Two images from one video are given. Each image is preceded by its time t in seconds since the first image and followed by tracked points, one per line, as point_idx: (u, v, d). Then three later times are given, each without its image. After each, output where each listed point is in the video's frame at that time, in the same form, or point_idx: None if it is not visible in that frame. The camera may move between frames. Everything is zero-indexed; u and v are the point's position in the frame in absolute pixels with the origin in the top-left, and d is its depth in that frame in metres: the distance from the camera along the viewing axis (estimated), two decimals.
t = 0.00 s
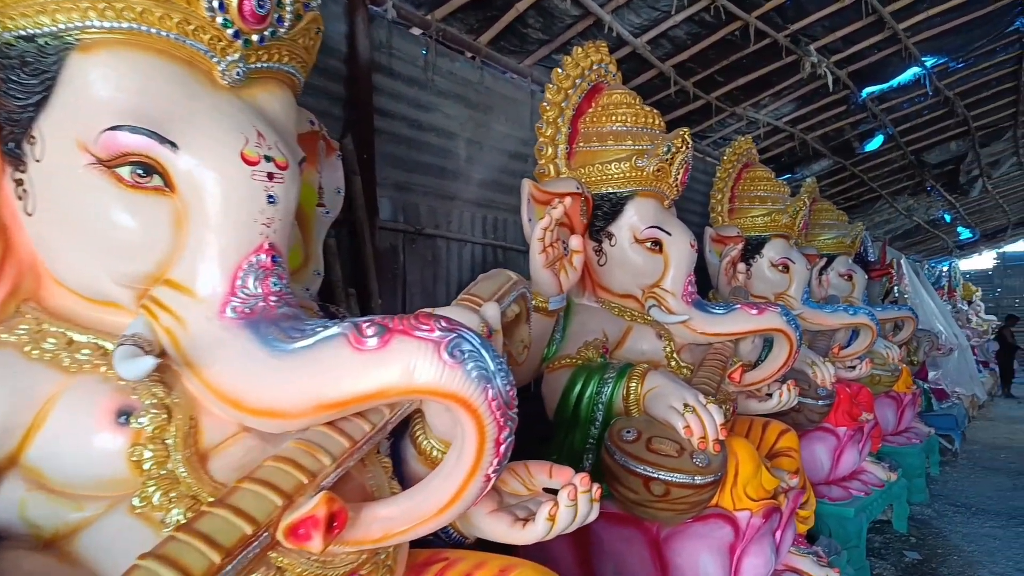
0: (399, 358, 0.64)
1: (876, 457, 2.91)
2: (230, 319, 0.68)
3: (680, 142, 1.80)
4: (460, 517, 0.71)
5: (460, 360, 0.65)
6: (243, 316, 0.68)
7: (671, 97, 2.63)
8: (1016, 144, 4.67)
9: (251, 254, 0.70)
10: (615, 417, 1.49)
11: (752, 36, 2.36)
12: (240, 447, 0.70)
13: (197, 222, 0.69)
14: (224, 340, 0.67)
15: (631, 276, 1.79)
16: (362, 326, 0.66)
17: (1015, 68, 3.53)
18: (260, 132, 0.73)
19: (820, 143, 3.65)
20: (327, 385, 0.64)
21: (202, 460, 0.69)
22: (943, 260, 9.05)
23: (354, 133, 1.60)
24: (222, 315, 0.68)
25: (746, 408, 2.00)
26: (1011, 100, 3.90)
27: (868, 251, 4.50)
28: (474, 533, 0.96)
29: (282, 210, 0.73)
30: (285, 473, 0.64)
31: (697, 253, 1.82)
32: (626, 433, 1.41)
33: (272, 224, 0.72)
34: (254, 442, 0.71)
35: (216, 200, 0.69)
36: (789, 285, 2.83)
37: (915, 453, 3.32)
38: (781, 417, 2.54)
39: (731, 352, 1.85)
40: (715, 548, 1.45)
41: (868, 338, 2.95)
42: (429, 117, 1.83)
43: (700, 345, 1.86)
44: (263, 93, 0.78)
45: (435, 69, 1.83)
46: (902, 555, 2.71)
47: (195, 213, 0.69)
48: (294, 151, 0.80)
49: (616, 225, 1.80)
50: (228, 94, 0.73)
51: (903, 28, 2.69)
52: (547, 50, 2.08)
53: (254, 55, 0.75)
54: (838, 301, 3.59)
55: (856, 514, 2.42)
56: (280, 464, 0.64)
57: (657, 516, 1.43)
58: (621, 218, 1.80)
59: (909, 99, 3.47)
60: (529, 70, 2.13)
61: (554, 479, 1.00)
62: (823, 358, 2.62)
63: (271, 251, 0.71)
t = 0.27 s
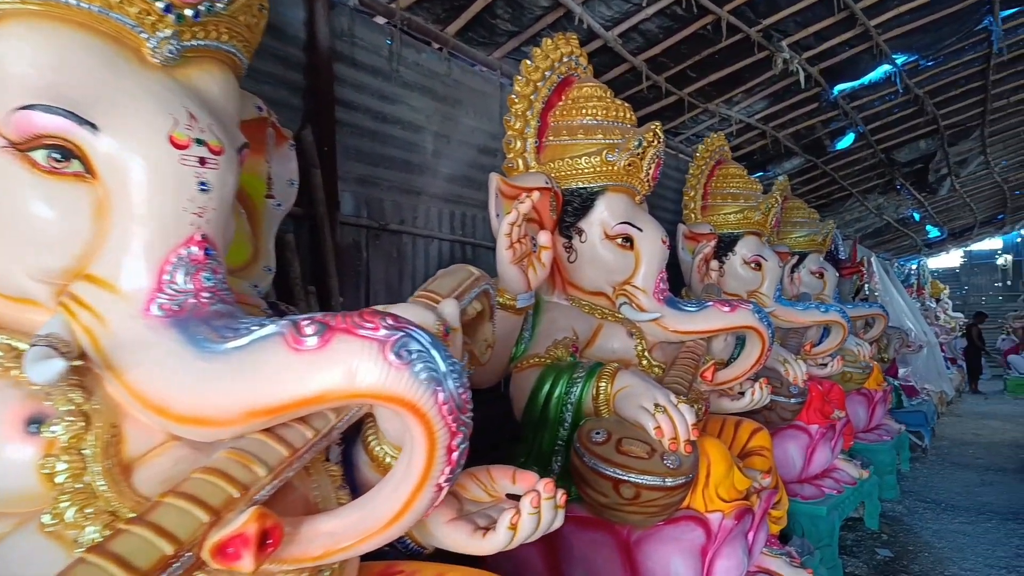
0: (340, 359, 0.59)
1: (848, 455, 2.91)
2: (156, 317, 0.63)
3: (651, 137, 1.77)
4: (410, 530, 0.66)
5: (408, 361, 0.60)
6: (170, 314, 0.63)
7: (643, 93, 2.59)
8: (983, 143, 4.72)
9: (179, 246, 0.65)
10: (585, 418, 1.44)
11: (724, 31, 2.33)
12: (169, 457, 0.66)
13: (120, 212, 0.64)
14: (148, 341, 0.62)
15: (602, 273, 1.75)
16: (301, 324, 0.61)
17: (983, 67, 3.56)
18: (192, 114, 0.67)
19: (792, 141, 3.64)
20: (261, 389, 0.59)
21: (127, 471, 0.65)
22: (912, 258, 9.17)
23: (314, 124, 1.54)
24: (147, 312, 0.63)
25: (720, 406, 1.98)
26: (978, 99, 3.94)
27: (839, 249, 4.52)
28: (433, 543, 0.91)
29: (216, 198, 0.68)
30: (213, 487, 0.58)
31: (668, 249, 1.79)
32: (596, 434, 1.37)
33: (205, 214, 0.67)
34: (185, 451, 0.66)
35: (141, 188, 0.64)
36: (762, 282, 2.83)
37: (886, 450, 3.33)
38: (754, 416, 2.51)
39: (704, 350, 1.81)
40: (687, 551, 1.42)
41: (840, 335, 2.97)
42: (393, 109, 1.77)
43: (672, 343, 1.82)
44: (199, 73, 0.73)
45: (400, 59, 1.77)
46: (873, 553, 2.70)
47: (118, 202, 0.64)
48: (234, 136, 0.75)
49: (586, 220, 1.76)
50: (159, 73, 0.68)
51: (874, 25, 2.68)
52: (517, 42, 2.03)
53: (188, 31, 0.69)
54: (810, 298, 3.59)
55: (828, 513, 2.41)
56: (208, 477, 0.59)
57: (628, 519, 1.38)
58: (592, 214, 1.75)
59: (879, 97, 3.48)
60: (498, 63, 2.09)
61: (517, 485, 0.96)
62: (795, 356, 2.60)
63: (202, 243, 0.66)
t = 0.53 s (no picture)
0: (258, 359, 0.53)
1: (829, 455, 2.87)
2: (58, 314, 0.57)
3: (626, 129, 1.71)
4: (343, 545, 0.61)
5: (335, 361, 0.54)
6: (75, 311, 0.57)
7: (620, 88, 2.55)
8: (964, 142, 4.72)
9: (86, 237, 0.59)
10: (555, 420, 1.39)
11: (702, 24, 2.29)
12: (77, 467, 0.62)
13: (18, 196, 0.57)
14: (49, 341, 0.56)
15: (575, 271, 1.70)
16: (216, 321, 0.55)
17: (963, 65, 3.54)
18: (103, 91, 0.60)
19: (773, 139, 3.62)
20: (170, 394, 0.53)
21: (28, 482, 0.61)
22: (894, 257, 9.20)
23: (274, 116, 1.48)
24: (48, 309, 0.57)
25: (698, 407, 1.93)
26: (958, 97, 3.92)
27: (821, 248, 4.50)
28: (383, 556, 0.85)
29: (130, 184, 0.62)
30: (116, 502, 0.53)
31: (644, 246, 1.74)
32: (566, 437, 1.33)
33: (116, 200, 0.61)
34: (95, 459, 0.62)
35: (42, 171, 0.58)
36: (742, 281, 2.79)
37: (868, 450, 3.31)
38: (734, 416, 2.47)
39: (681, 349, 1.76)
40: (661, 557, 1.37)
41: (821, 334, 2.94)
42: (359, 101, 1.71)
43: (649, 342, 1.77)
44: (120, 49, 0.67)
45: (366, 50, 1.71)
46: (856, 554, 2.67)
47: (17, 186, 0.57)
48: (158, 119, 0.69)
49: (559, 216, 1.71)
50: (70, 47, 0.62)
51: (853, 20, 2.65)
52: (489, 34, 1.98)
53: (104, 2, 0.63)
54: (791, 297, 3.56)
55: (809, 515, 2.38)
56: (111, 492, 0.53)
57: (599, 525, 1.33)
58: (565, 209, 1.70)
59: (860, 94, 3.45)
60: (471, 55, 2.03)
61: (475, 492, 0.91)
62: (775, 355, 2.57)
63: (114, 232, 0.60)
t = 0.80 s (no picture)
0: (144, 362, 0.47)
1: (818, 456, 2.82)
2: None
3: (604, 121, 1.65)
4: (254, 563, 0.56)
5: (232, 363, 0.48)
6: None
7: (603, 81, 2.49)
8: (955, 138, 4.68)
9: None
10: (525, 422, 1.33)
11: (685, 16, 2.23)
12: None
13: None
14: None
15: (551, 268, 1.65)
16: (100, 318, 0.49)
17: (953, 59, 3.50)
18: None
19: (761, 135, 3.57)
20: (45, 399, 0.47)
21: None
22: (886, 256, 9.18)
23: (233, 106, 1.42)
24: None
25: (680, 407, 1.89)
26: (949, 92, 3.88)
27: (811, 246, 4.45)
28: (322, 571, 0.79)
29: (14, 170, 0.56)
30: None
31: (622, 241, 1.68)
32: (535, 441, 1.27)
33: None
34: None
35: None
36: (729, 279, 2.74)
37: (858, 450, 3.27)
38: (719, 417, 2.42)
39: (661, 348, 1.70)
40: (636, 565, 1.32)
41: (808, 333, 2.90)
42: (326, 92, 1.65)
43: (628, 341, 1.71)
44: (19, 19, 0.60)
45: (333, 38, 1.65)
46: (844, 557, 2.62)
47: None
48: (63, 99, 0.62)
49: (534, 211, 1.65)
50: None
51: (840, 12, 2.60)
52: (465, 24, 1.92)
53: None
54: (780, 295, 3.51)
55: (796, 517, 2.36)
56: None
57: (570, 532, 1.28)
58: (540, 204, 1.64)
59: (849, 89, 3.40)
60: (446, 46, 1.97)
61: (425, 502, 0.84)
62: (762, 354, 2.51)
63: None
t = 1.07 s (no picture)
0: (24, 368, 0.41)
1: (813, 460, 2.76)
2: None
3: (589, 115, 1.62)
4: None
5: (129, 369, 0.42)
6: None
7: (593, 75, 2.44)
8: (954, 137, 4.62)
9: None
10: (503, 427, 1.27)
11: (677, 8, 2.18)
12: None
13: None
14: None
15: (534, 266, 1.59)
16: None
17: (952, 56, 3.44)
18: None
19: (757, 132, 3.51)
20: None
21: None
22: (884, 257, 9.13)
23: (200, 96, 1.37)
24: None
25: (670, 411, 1.84)
26: (947, 90, 3.82)
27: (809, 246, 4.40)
28: None
29: None
30: None
31: (608, 239, 1.62)
32: (513, 447, 1.21)
33: None
34: None
35: None
36: (723, 278, 2.69)
37: (854, 453, 3.21)
38: (711, 420, 2.36)
39: (649, 349, 1.64)
40: None
41: (804, 333, 2.84)
42: (301, 83, 1.59)
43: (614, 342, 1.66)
44: None
45: (309, 27, 1.59)
46: (840, 563, 2.57)
47: None
48: None
49: (517, 207, 1.59)
50: None
51: (837, 6, 2.55)
52: (448, 15, 1.86)
53: None
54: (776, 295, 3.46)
55: (790, 522, 2.31)
56: None
57: (548, 542, 1.22)
58: (524, 200, 1.59)
59: (845, 85, 3.34)
60: (429, 37, 1.93)
61: (383, 517, 0.79)
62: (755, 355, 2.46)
63: None
